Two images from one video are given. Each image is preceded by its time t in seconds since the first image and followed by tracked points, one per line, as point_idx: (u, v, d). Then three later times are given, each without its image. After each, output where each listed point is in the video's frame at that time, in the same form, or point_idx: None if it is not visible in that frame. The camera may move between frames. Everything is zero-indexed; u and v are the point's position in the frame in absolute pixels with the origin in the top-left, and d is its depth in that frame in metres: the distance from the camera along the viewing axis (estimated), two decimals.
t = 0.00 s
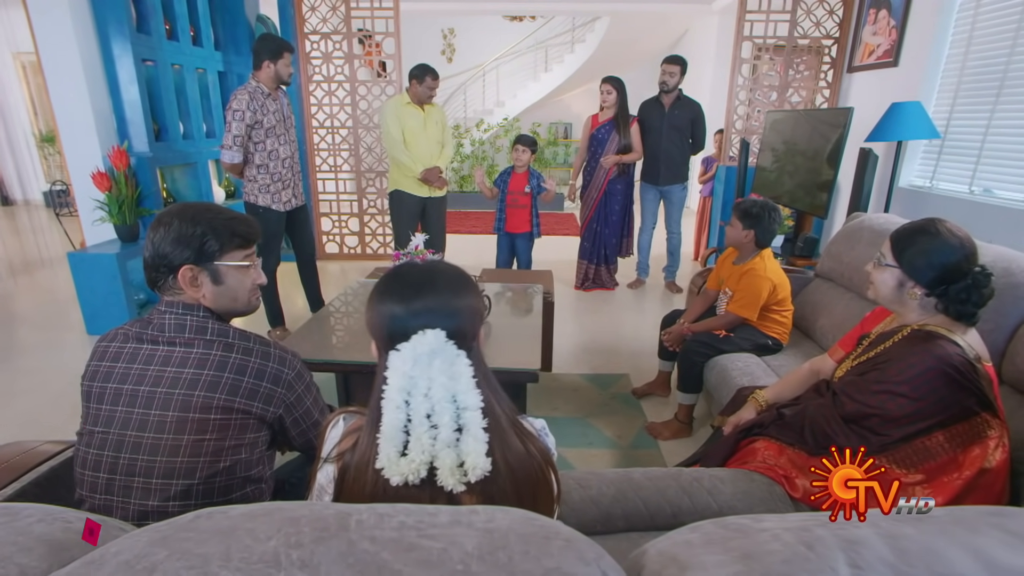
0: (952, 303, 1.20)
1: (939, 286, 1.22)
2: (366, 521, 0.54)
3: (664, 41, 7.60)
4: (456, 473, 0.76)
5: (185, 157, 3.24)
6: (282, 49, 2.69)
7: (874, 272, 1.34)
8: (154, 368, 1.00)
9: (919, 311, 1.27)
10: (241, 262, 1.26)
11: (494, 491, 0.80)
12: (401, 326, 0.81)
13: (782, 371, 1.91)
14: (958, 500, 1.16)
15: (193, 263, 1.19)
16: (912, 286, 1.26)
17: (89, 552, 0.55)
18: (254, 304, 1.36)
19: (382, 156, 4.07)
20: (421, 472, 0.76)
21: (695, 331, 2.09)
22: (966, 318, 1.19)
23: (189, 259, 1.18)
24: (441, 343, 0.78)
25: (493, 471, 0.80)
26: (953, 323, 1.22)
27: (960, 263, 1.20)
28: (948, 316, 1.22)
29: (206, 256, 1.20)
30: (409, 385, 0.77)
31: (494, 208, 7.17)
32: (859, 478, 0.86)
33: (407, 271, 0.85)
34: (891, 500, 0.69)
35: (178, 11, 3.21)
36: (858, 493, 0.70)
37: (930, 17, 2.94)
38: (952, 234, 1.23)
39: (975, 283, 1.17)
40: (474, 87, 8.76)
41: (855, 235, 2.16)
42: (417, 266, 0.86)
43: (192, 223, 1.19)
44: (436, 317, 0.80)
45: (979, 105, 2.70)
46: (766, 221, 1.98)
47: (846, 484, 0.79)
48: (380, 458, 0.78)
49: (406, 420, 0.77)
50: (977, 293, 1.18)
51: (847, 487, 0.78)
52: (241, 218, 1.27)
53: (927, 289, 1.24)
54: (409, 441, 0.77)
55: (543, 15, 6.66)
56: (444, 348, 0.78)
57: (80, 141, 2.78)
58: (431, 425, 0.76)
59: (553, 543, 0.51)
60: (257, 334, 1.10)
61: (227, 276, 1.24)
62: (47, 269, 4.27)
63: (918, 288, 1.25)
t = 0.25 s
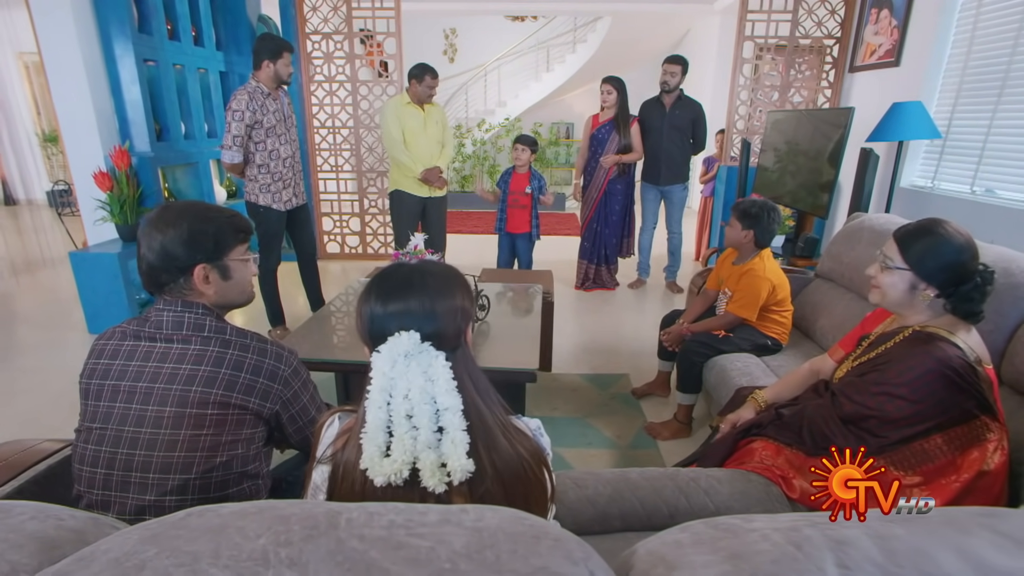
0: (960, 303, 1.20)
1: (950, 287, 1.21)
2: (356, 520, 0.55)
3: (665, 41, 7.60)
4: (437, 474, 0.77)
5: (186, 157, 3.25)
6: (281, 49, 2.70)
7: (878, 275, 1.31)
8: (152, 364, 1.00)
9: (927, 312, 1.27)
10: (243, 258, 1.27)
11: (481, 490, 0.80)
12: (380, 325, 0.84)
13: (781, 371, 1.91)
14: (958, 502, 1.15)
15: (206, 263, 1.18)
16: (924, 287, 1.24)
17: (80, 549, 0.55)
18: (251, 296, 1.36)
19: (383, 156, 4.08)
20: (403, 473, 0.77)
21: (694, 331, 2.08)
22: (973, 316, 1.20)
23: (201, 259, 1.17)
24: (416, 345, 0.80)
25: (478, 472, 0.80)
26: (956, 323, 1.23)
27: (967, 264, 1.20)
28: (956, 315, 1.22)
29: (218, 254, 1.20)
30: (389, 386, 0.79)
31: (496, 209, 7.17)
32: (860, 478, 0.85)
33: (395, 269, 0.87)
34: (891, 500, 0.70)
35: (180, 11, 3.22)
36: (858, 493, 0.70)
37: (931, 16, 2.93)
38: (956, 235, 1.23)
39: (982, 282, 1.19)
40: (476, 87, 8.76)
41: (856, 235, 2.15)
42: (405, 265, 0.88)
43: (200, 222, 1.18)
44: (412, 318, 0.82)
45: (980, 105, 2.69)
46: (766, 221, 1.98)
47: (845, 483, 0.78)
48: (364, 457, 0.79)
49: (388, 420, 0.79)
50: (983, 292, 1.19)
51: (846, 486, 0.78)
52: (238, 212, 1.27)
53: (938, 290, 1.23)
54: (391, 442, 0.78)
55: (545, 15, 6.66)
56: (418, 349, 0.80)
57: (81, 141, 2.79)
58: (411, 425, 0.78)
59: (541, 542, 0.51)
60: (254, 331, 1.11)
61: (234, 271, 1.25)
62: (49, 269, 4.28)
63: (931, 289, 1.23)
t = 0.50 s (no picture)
0: (967, 300, 1.21)
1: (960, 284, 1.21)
2: (345, 518, 0.55)
3: (667, 41, 7.59)
4: (429, 471, 0.77)
5: (188, 157, 3.26)
6: (282, 48, 2.71)
7: (884, 281, 1.28)
8: (147, 363, 1.01)
9: (933, 312, 1.26)
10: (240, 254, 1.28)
11: (474, 489, 0.81)
12: (374, 322, 0.85)
13: (781, 371, 1.90)
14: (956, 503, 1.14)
15: (212, 262, 1.19)
16: (937, 288, 1.23)
17: (72, 547, 0.56)
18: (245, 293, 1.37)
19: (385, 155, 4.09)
20: (393, 470, 0.77)
21: (694, 331, 2.08)
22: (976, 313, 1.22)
23: (208, 259, 1.18)
24: (410, 342, 0.80)
25: (471, 471, 0.81)
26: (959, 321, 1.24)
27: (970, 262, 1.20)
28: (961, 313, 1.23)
29: (222, 253, 1.21)
30: (381, 381, 0.80)
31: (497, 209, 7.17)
32: (860, 478, 0.85)
33: (394, 268, 0.88)
34: (892, 500, 0.71)
35: (181, 12, 3.23)
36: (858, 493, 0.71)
37: (933, 16, 2.92)
38: (953, 233, 1.23)
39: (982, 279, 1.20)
40: (478, 87, 8.76)
41: (856, 235, 2.14)
42: (405, 264, 0.89)
43: (201, 221, 1.18)
44: (406, 316, 0.83)
45: (983, 104, 2.68)
46: (766, 221, 1.98)
47: (845, 483, 0.77)
48: (355, 452, 0.80)
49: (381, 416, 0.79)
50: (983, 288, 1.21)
51: (847, 486, 0.77)
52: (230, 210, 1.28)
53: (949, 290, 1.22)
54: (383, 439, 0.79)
55: (547, 15, 6.66)
56: (413, 347, 0.80)
57: (84, 141, 2.80)
58: (403, 422, 0.78)
59: (529, 541, 0.51)
60: (249, 328, 1.11)
61: (234, 267, 1.26)
62: (52, 269, 4.30)
63: (943, 289, 1.22)
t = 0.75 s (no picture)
0: (964, 296, 1.22)
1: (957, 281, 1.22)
2: (334, 516, 0.55)
3: (670, 41, 7.58)
4: (418, 468, 0.77)
5: (190, 157, 3.28)
6: (284, 48, 2.73)
7: (883, 284, 1.28)
8: (141, 362, 1.02)
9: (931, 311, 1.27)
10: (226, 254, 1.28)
11: (467, 488, 0.81)
12: (367, 317, 0.85)
13: (780, 372, 1.90)
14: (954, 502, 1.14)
15: (184, 259, 1.20)
16: (936, 287, 1.23)
17: (63, 543, 0.56)
18: (238, 292, 1.37)
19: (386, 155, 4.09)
20: (381, 465, 0.78)
21: (694, 331, 2.07)
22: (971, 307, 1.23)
23: (178, 256, 1.19)
24: (396, 339, 0.81)
25: (461, 470, 0.81)
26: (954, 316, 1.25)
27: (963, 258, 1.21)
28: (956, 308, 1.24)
29: (195, 250, 1.21)
30: (369, 377, 0.80)
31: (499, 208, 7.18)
32: (861, 478, 0.84)
33: (391, 267, 0.88)
34: (891, 499, 0.71)
35: (184, 12, 3.24)
36: (858, 492, 0.71)
37: (936, 15, 2.91)
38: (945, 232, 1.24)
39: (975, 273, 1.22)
40: (480, 87, 8.77)
41: (857, 235, 2.14)
42: (403, 263, 0.89)
43: (179, 220, 1.21)
44: (395, 314, 0.83)
45: (986, 104, 2.66)
46: (766, 221, 1.98)
47: (844, 484, 0.77)
48: (346, 447, 0.81)
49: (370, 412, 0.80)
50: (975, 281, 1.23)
51: (846, 487, 0.77)
52: (219, 209, 1.29)
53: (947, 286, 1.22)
54: (372, 433, 0.79)
55: (550, 15, 6.66)
56: (399, 344, 0.80)
57: (87, 141, 2.82)
58: (391, 418, 0.78)
59: (517, 540, 0.51)
60: (243, 327, 1.12)
61: (217, 266, 1.26)
62: (55, 268, 4.32)
63: (942, 288, 1.23)
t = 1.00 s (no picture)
0: (950, 291, 1.26)
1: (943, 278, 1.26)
2: (323, 514, 0.55)
3: (673, 41, 7.57)
4: (389, 462, 0.80)
5: (192, 157, 3.29)
6: (277, 45, 2.73)
7: (872, 284, 1.31)
8: (138, 362, 1.02)
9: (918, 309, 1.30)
10: (221, 252, 1.28)
11: (442, 484, 0.83)
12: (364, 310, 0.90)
13: (779, 372, 1.89)
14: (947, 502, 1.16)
15: (177, 256, 1.21)
16: (925, 284, 1.27)
17: (54, 540, 0.57)
18: (235, 293, 1.38)
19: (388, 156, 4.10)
20: (352, 451, 0.82)
21: (693, 332, 2.07)
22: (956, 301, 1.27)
23: (171, 252, 1.20)
24: (374, 334, 0.84)
25: (434, 468, 0.83)
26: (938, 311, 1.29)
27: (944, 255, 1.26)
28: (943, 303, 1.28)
29: (188, 247, 1.22)
30: (356, 363, 0.84)
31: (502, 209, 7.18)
32: (861, 478, 0.84)
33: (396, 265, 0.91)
34: (891, 500, 0.71)
35: (186, 13, 3.26)
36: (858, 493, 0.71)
37: (939, 14, 2.89)
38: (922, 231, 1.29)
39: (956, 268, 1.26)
40: (483, 87, 8.77)
41: (857, 236, 2.13)
42: (407, 263, 0.92)
43: (173, 218, 1.22)
44: (381, 310, 0.86)
45: (988, 104, 2.65)
46: (765, 221, 1.97)
47: (845, 484, 0.77)
48: (325, 431, 0.85)
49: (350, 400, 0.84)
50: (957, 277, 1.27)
51: (847, 487, 0.76)
52: (217, 209, 1.30)
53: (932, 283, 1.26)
54: (349, 420, 0.84)
55: (552, 15, 6.65)
56: (376, 338, 0.84)
57: (90, 141, 2.83)
58: (365, 409, 0.82)
59: (503, 539, 0.51)
60: (240, 327, 1.13)
61: (210, 265, 1.26)
62: (58, 267, 4.34)
63: (931, 285, 1.26)
